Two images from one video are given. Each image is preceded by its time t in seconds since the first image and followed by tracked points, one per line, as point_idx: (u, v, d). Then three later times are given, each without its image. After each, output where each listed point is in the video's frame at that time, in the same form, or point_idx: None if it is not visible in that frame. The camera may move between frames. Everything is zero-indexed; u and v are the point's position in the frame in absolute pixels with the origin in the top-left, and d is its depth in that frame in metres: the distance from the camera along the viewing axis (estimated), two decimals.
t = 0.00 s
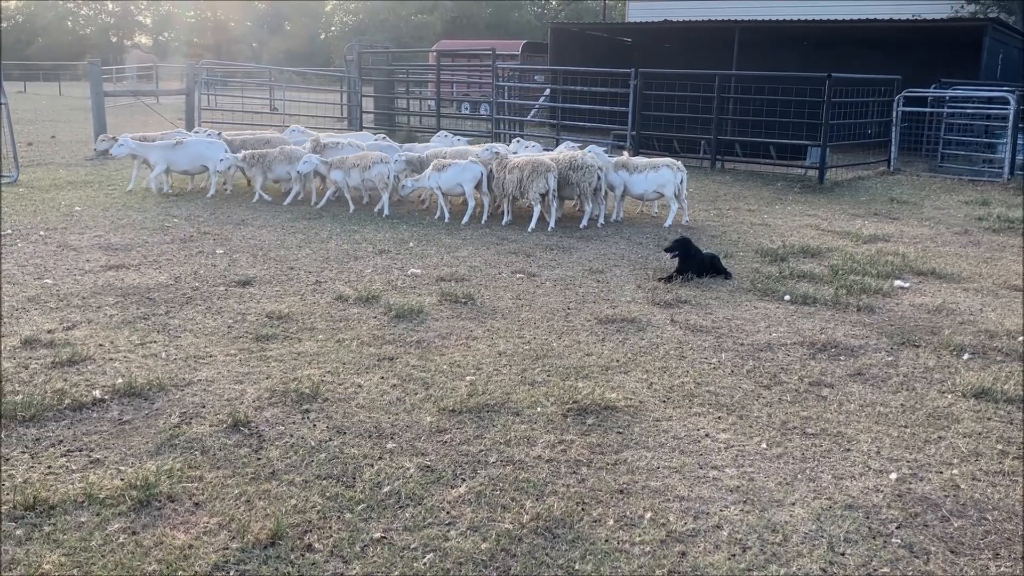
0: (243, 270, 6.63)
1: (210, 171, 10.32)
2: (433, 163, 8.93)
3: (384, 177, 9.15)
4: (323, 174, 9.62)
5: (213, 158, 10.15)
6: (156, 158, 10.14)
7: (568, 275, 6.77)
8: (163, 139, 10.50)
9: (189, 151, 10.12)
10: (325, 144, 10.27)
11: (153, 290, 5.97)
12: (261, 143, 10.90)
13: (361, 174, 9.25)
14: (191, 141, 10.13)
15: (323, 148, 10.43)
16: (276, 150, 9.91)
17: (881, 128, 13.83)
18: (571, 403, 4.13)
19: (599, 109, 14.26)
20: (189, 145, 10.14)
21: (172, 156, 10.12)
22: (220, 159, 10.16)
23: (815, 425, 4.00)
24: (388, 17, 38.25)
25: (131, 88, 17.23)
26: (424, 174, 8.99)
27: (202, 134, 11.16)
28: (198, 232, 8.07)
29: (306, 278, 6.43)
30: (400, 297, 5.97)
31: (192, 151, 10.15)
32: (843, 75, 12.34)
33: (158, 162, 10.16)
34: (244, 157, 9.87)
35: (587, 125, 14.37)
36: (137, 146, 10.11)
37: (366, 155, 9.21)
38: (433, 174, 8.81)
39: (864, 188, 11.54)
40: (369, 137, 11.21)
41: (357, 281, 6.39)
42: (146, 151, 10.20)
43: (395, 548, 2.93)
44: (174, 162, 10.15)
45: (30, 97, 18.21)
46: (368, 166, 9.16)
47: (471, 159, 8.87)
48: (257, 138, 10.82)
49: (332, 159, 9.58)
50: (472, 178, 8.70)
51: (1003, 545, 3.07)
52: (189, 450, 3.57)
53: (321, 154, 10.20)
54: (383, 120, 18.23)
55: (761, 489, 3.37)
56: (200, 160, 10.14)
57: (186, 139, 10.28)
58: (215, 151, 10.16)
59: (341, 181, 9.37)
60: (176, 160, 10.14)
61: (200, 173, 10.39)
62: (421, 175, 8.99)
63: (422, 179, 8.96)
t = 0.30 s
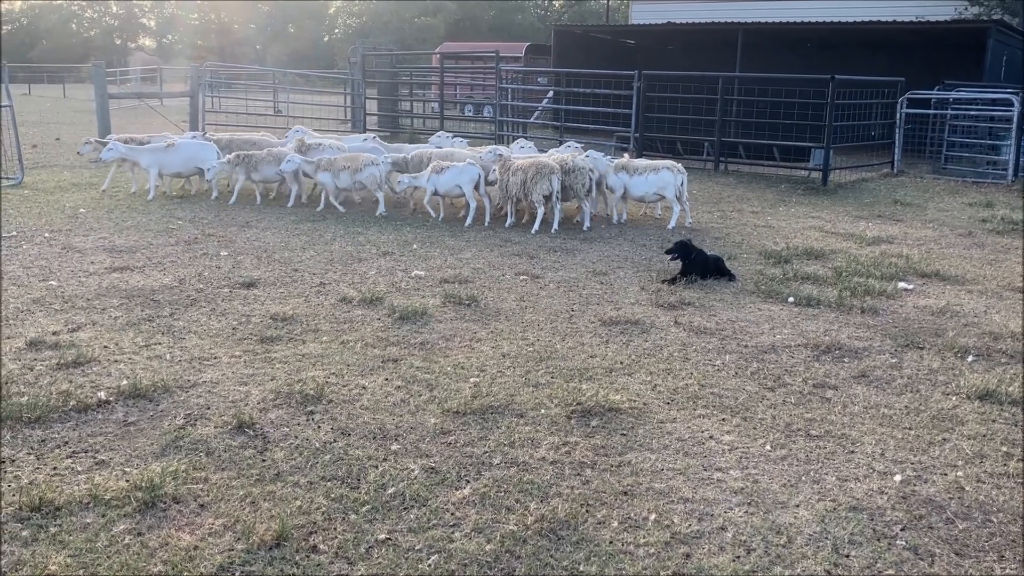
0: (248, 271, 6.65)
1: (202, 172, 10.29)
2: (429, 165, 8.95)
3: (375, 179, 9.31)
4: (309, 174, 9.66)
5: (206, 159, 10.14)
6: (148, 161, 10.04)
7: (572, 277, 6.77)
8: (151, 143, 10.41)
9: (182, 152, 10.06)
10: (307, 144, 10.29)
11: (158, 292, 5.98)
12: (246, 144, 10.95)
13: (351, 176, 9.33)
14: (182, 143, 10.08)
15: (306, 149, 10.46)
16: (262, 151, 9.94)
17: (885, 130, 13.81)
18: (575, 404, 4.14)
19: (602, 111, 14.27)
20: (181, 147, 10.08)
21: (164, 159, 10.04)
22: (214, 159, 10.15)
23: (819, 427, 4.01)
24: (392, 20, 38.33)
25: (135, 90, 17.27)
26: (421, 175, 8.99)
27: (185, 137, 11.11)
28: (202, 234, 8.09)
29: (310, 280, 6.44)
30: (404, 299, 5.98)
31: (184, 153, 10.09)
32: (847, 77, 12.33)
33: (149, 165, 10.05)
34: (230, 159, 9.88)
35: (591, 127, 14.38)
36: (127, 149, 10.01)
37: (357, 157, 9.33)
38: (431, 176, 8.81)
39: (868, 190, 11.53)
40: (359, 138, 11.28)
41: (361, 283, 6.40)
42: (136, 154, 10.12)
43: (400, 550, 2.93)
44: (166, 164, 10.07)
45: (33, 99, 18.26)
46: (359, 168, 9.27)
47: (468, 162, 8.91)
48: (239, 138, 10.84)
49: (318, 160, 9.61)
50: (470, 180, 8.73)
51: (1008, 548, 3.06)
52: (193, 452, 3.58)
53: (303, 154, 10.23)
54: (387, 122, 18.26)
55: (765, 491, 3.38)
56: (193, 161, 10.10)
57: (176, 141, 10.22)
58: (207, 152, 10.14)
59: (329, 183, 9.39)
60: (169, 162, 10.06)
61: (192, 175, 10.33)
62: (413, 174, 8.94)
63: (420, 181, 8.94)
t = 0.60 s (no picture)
0: (250, 273, 6.66)
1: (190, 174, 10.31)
2: (421, 166, 8.95)
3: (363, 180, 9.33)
4: (294, 175, 9.63)
5: (195, 162, 10.18)
6: (137, 164, 10.01)
7: (574, 278, 6.78)
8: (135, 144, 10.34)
9: (171, 155, 10.07)
10: (290, 144, 10.33)
11: (160, 293, 6.00)
12: (232, 144, 10.94)
13: (337, 177, 9.34)
14: (171, 145, 10.08)
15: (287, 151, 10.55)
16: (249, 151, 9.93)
17: (887, 132, 13.82)
18: (577, 406, 4.15)
19: (603, 113, 14.27)
20: (169, 149, 10.08)
21: (153, 161, 10.02)
22: (203, 161, 10.21)
23: (820, 429, 4.01)
24: (393, 22, 38.34)
25: (137, 92, 17.28)
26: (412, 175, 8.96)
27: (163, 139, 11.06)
28: (204, 236, 8.11)
29: (312, 281, 6.45)
30: (406, 300, 6.00)
31: (173, 155, 10.09)
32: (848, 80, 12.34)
33: (139, 168, 10.01)
34: (217, 161, 9.86)
35: (592, 129, 14.38)
36: (115, 150, 9.94)
37: (344, 158, 9.34)
38: (423, 178, 8.82)
39: (870, 192, 11.54)
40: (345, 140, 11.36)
41: (363, 284, 6.42)
42: (124, 157, 10.06)
43: (403, 551, 2.94)
44: (156, 167, 10.05)
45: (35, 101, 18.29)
46: (346, 169, 9.29)
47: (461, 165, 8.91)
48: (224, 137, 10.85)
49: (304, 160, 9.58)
50: (463, 182, 8.74)
51: (1010, 550, 3.07)
52: (196, 453, 3.58)
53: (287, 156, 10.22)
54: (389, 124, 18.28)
55: (767, 492, 3.38)
56: (183, 163, 10.12)
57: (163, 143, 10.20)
58: (196, 154, 10.17)
59: (311, 182, 9.35)
60: (158, 164, 10.04)
61: (179, 177, 10.33)
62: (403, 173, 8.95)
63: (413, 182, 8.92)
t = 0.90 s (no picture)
0: (251, 274, 6.67)
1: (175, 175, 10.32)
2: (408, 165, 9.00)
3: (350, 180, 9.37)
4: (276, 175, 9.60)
5: (179, 162, 10.17)
6: (120, 166, 10.00)
7: (574, 279, 6.79)
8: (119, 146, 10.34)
9: (154, 156, 10.06)
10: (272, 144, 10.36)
11: (161, 294, 6.00)
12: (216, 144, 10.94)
13: (323, 177, 9.35)
14: (155, 146, 10.07)
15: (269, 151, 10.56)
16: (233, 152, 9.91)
17: (887, 133, 13.83)
18: (578, 407, 4.15)
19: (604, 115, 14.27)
20: (153, 150, 10.07)
21: (136, 162, 10.02)
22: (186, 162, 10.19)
23: (820, 430, 4.02)
24: (394, 23, 38.29)
25: (137, 92, 17.28)
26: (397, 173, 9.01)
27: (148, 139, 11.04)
28: (205, 237, 8.12)
29: (313, 282, 6.46)
30: (407, 301, 6.00)
31: (156, 156, 10.08)
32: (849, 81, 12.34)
33: (123, 169, 10.05)
34: (201, 163, 9.81)
35: (593, 131, 14.39)
36: (98, 152, 9.93)
37: (329, 158, 9.37)
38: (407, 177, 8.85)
39: (870, 194, 11.55)
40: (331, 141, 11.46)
41: (364, 285, 6.42)
42: (108, 158, 10.05)
43: (403, 552, 2.93)
44: (139, 168, 10.07)
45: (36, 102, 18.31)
46: (333, 169, 9.32)
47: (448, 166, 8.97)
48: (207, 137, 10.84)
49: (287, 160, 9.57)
50: (449, 186, 8.77)
51: (1011, 551, 3.07)
52: (197, 454, 3.57)
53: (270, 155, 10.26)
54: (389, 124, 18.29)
55: (767, 493, 3.39)
56: (166, 165, 10.11)
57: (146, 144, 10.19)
58: (179, 155, 10.15)
59: (295, 181, 9.35)
60: (142, 166, 10.04)
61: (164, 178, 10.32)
62: (389, 170, 8.99)
63: (401, 182, 8.96)
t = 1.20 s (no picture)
0: (250, 274, 6.66)
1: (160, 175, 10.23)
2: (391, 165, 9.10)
3: (335, 180, 9.38)
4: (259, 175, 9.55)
5: (164, 162, 10.08)
6: (104, 166, 9.92)
7: (574, 280, 6.79)
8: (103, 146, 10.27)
9: (139, 156, 9.98)
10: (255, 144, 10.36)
11: (161, 294, 6.00)
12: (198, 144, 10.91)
13: (307, 177, 9.37)
14: (139, 146, 9.99)
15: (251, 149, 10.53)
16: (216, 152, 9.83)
17: (887, 135, 13.83)
18: (577, 409, 4.14)
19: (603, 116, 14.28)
20: (137, 150, 9.99)
21: (120, 162, 9.94)
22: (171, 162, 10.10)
23: (820, 432, 4.01)
24: (395, 23, 38.28)
25: (137, 92, 17.26)
26: (380, 173, 9.11)
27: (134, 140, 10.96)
28: (205, 237, 8.11)
29: (313, 283, 6.45)
30: (407, 302, 6.00)
31: (141, 156, 10.00)
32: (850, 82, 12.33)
33: (104, 168, 9.95)
34: (183, 162, 9.72)
35: (593, 131, 14.40)
36: (81, 152, 9.87)
37: (312, 158, 9.37)
38: (390, 177, 8.98)
39: (870, 195, 11.55)
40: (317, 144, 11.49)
41: (364, 286, 6.41)
42: (92, 158, 9.98)
43: (403, 553, 2.89)
44: (122, 168, 9.97)
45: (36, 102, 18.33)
46: (317, 169, 9.32)
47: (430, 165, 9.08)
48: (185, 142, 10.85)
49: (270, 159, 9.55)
50: (432, 183, 8.92)
51: (1011, 553, 3.07)
52: (196, 454, 3.51)
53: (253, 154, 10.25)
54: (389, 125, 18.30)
55: (767, 495, 3.38)
56: (151, 164, 10.02)
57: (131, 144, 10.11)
58: (164, 155, 10.07)
59: (281, 181, 9.40)
60: (126, 166, 9.97)
61: (149, 178, 10.24)
62: (372, 168, 9.08)
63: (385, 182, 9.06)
